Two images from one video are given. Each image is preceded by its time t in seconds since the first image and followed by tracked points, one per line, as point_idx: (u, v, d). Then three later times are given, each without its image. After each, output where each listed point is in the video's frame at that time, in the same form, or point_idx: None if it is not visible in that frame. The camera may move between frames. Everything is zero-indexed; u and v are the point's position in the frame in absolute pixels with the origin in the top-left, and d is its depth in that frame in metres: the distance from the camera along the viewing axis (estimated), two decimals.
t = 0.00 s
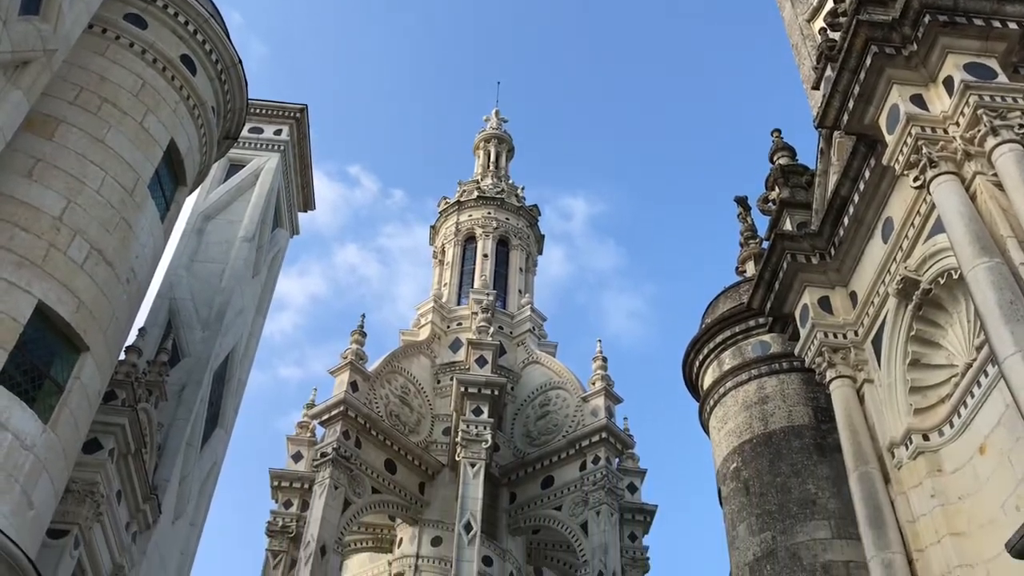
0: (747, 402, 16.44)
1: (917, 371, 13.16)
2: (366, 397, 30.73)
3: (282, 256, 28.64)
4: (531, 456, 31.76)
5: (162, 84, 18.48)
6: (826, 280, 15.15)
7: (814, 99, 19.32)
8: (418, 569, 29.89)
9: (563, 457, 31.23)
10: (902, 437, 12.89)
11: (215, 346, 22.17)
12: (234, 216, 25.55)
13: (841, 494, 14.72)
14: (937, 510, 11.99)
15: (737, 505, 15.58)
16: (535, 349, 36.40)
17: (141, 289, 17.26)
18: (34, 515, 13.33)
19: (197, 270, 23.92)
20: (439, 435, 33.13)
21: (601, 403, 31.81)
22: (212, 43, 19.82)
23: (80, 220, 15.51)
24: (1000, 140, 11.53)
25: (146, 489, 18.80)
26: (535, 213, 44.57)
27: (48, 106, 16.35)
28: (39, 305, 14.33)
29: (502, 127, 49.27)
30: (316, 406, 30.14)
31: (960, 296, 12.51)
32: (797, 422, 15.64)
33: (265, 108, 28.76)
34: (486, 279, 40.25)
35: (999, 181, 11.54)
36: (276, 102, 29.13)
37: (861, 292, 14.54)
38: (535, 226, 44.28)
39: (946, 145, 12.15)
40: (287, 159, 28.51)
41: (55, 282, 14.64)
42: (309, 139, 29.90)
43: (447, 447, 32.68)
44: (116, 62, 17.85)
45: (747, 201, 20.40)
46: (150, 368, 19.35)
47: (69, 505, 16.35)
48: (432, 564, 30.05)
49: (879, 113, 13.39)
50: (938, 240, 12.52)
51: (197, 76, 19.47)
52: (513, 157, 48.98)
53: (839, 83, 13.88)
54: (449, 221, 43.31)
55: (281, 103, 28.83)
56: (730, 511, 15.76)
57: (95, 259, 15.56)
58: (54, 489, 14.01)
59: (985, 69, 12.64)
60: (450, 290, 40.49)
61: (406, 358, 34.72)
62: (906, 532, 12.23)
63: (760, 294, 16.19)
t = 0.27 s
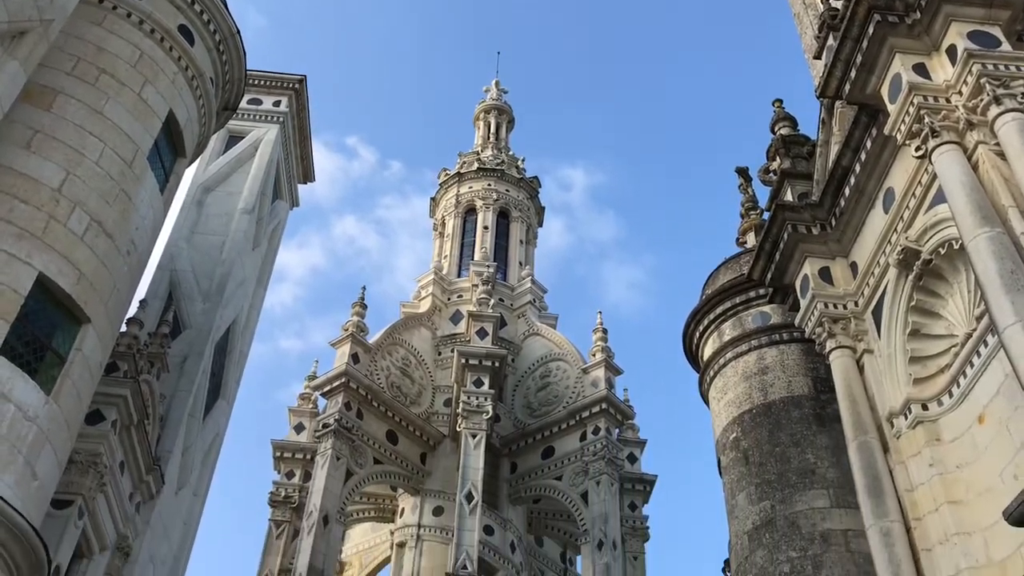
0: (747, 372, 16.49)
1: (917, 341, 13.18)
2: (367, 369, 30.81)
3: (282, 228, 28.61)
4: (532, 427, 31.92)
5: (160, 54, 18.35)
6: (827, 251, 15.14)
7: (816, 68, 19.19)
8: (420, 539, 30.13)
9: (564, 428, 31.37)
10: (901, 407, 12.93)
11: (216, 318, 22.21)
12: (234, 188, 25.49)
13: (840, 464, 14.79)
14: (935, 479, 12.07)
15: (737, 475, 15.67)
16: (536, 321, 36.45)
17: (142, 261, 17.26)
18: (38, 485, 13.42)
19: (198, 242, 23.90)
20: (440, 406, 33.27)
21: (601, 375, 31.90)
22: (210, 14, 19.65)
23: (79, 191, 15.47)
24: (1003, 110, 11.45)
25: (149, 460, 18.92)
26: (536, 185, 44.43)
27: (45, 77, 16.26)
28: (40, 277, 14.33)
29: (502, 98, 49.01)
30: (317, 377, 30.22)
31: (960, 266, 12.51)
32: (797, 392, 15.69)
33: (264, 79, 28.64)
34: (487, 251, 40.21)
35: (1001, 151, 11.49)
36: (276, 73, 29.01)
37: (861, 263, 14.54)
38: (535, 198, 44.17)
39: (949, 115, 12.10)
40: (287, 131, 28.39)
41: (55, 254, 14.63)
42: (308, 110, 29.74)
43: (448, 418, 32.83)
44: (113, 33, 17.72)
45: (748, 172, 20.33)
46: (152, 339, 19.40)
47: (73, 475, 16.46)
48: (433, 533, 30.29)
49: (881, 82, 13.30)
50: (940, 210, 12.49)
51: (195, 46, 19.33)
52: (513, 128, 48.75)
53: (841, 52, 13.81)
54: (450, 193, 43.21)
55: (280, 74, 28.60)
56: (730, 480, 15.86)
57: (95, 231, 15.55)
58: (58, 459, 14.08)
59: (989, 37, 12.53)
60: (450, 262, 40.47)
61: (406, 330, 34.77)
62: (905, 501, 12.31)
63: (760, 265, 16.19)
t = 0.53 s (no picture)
0: (747, 339, 16.51)
1: (918, 307, 13.17)
2: (368, 337, 30.86)
3: (282, 196, 28.53)
4: (532, 395, 32.05)
5: (156, 21, 18.18)
6: (827, 217, 15.10)
7: (818, 33, 19.01)
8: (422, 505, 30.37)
9: (564, 395, 31.48)
10: (900, 373, 12.95)
11: (216, 287, 22.21)
12: (233, 156, 25.38)
13: (839, 430, 14.84)
14: (934, 444, 12.12)
15: (737, 441, 15.74)
16: (536, 289, 36.45)
17: (141, 230, 17.24)
18: (42, 453, 13.49)
19: (197, 210, 23.86)
20: (441, 374, 33.38)
21: (601, 342, 31.95)
22: None
23: (78, 159, 15.41)
24: (1006, 74, 11.33)
25: (152, 428, 19.03)
26: (536, 152, 44.24)
27: (41, 44, 16.13)
28: (40, 245, 14.32)
29: (501, 64, 48.65)
30: (318, 346, 30.28)
31: (962, 232, 12.48)
32: (797, 359, 15.72)
33: (260, 45, 28.23)
34: (487, 219, 40.12)
35: (1004, 116, 11.43)
36: (272, 39, 28.62)
37: (862, 229, 14.50)
38: (535, 166, 44.00)
39: (952, 80, 12.00)
40: (285, 98, 28.21)
41: (54, 222, 14.60)
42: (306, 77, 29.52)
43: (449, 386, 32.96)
44: None
45: (749, 139, 20.23)
46: (153, 308, 19.42)
47: (77, 443, 16.58)
48: (435, 500, 30.53)
49: (883, 47, 13.20)
50: (941, 175, 12.43)
51: (192, 13, 19.15)
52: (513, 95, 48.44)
53: (843, 17, 13.69)
54: (449, 161, 43.03)
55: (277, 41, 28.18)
56: (730, 446, 15.93)
57: (94, 199, 15.50)
58: (61, 427, 14.15)
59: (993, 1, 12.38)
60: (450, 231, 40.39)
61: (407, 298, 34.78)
62: (903, 466, 12.36)
63: (761, 231, 16.16)
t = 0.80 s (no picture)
0: (746, 306, 16.51)
1: (918, 273, 13.17)
2: (368, 304, 30.87)
3: (280, 162, 28.41)
4: (532, 362, 32.16)
5: None
6: (828, 183, 15.04)
7: None
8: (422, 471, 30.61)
9: (564, 362, 31.56)
10: (900, 338, 12.97)
11: (215, 254, 22.19)
12: (231, 122, 25.23)
13: (838, 395, 14.88)
14: (933, 409, 12.17)
15: (735, 406, 15.80)
16: (536, 256, 36.41)
17: (140, 196, 17.18)
18: (44, 419, 13.55)
19: (196, 177, 23.77)
20: (441, 342, 33.46)
21: (601, 310, 31.97)
22: None
23: (74, 125, 15.31)
24: (1010, 38, 11.14)
25: (153, 394, 19.10)
26: (536, 118, 43.99)
27: (36, 8, 15.96)
28: (38, 212, 14.27)
29: (501, 29, 48.22)
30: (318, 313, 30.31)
31: (962, 197, 12.44)
32: (796, 325, 15.73)
33: (257, 10, 27.94)
34: (486, 186, 39.98)
35: (1007, 80, 11.33)
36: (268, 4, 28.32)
37: (863, 195, 14.45)
38: (535, 132, 43.77)
39: (955, 43, 11.88)
40: (283, 64, 27.98)
41: (52, 189, 14.55)
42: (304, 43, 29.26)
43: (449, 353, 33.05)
44: None
45: (750, 104, 20.09)
46: (152, 275, 19.42)
47: (78, 410, 16.62)
48: (435, 465, 30.73)
49: (886, 11, 13.04)
50: (943, 140, 12.37)
51: None
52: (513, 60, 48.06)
53: None
54: (449, 127, 42.80)
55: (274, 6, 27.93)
56: (728, 412, 16.00)
57: (92, 166, 15.44)
58: (62, 393, 14.19)
59: None
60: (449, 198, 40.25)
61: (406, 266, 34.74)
62: (901, 431, 12.41)
63: (761, 197, 16.11)
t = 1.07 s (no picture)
0: (746, 276, 16.52)
1: (917, 243, 13.16)
2: (367, 275, 30.86)
3: (278, 132, 28.29)
4: (532, 332, 32.22)
5: None
6: (829, 152, 14.98)
7: None
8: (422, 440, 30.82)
9: (563, 332, 31.61)
10: (898, 308, 12.98)
11: (214, 223, 22.15)
12: (229, 91, 25.09)
13: (835, 364, 14.93)
14: (930, 378, 12.22)
15: (734, 376, 15.86)
16: (535, 227, 36.35)
17: (138, 165, 17.12)
18: (44, 387, 13.59)
19: (194, 146, 23.68)
20: (440, 312, 33.50)
21: (600, 280, 31.96)
22: None
23: (72, 93, 15.22)
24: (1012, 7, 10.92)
25: (153, 363, 19.16)
26: (536, 87, 43.74)
27: None
28: (36, 180, 14.22)
29: None
30: (318, 283, 30.30)
31: (963, 166, 12.41)
32: (795, 295, 15.74)
33: None
34: (486, 156, 39.83)
35: (1010, 48, 11.24)
36: None
37: (863, 164, 14.40)
38: (535, 102, 43.55)
39: (958, 11, 11.77)
40: (280, 32, 27.76)
41: (50, 157, 14.49)
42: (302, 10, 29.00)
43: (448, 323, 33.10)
44: None
45: (751, 73, 19.97)
46: (151, 245, 19.39)
47: (78, 378, 16.68)
48: (435, 435, 30.90)
49: None
50: (945, 109, 12.30)
51: None
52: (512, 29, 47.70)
53: None
54: (448, 97, 42.57)
55: None
56: (726, 381, 16.06)
57: (89, 134, 15.36)
58: (63, 362, 14.22)
59: None
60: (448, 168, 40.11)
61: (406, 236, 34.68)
62: (898, 400, 12.47)
63: (762, 167, 16.07)
